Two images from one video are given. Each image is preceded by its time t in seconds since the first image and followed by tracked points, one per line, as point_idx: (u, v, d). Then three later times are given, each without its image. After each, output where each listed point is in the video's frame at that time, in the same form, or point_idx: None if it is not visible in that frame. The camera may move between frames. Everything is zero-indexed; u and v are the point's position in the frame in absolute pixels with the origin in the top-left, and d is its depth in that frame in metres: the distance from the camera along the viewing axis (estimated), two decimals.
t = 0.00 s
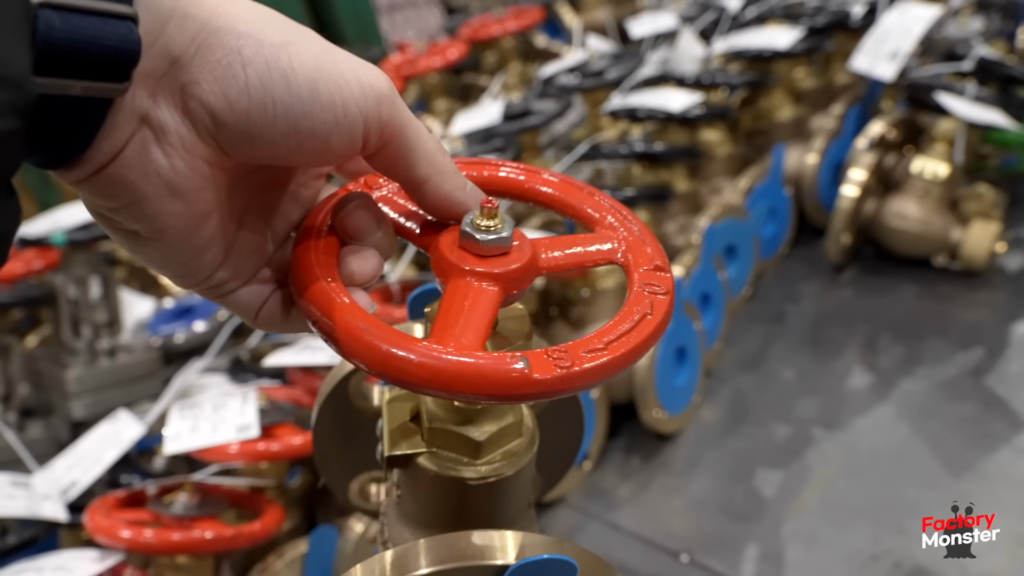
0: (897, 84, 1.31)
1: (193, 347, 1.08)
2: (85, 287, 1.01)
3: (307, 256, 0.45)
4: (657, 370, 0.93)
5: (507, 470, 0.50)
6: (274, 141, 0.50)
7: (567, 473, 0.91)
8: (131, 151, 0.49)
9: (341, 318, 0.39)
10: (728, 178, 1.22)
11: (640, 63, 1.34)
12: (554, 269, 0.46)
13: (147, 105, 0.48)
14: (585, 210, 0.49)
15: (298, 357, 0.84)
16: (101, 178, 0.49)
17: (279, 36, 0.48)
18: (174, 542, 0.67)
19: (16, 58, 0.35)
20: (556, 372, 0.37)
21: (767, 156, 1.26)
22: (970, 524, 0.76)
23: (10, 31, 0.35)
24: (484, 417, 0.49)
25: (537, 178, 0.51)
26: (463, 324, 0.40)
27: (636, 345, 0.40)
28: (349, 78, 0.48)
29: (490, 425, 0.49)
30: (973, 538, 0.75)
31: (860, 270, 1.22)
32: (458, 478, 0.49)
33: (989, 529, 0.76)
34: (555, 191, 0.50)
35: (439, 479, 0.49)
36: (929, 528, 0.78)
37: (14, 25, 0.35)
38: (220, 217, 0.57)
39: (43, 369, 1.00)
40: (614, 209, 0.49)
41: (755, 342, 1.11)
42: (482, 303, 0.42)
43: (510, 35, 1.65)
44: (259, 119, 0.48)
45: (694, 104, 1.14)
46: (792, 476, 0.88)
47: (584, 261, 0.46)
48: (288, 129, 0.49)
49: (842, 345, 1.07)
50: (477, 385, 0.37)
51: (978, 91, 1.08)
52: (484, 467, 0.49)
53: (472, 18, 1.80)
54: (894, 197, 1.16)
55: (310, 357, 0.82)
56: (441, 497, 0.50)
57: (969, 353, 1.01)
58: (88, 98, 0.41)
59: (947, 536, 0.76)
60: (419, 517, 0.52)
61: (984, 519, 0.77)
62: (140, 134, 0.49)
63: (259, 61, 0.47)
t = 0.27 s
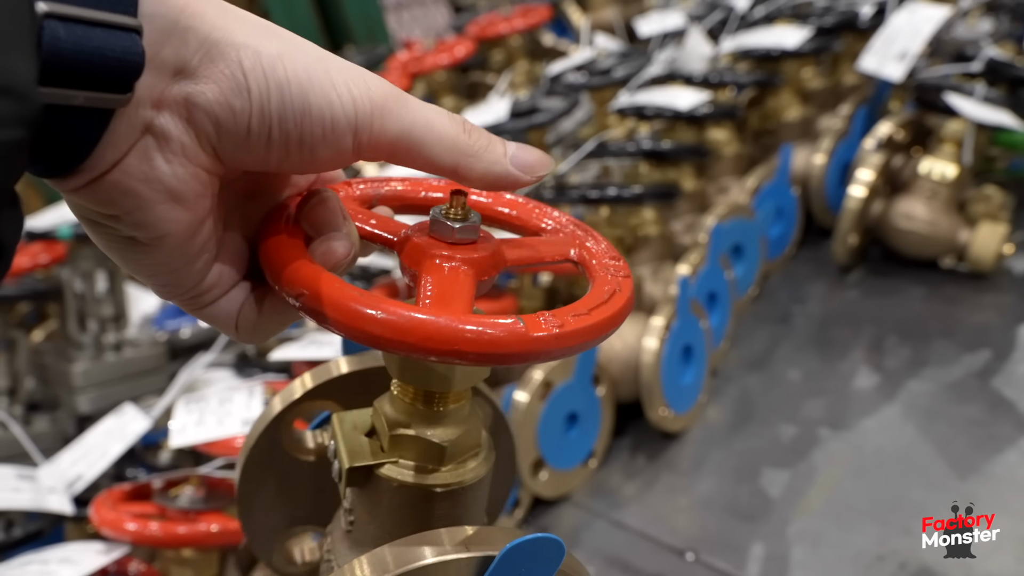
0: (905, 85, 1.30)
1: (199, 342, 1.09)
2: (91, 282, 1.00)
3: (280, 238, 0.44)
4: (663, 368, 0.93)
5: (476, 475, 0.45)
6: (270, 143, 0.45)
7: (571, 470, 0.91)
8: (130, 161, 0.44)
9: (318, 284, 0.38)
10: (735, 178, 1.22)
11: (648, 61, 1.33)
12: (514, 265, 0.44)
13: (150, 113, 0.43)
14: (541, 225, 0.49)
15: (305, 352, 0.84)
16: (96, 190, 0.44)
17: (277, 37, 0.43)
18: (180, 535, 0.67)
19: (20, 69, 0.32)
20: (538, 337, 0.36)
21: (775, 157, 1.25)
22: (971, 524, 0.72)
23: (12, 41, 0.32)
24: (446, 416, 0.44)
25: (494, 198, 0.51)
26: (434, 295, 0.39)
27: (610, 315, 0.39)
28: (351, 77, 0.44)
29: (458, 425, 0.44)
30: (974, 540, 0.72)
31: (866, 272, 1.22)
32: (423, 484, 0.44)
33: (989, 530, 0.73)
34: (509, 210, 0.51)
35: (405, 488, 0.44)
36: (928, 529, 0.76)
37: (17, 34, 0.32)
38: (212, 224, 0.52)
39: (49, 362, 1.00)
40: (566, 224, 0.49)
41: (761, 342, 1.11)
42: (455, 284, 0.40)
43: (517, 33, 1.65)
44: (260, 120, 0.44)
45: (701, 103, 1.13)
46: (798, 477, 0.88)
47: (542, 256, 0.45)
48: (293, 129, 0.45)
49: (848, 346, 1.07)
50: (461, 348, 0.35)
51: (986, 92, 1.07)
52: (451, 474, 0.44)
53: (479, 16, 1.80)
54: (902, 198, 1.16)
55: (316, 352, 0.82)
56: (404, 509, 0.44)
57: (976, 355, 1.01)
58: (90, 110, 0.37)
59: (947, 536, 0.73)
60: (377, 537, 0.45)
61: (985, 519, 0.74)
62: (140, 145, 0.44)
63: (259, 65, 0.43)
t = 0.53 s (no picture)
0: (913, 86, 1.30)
1: (204, 341, 1.09)
2: (97, 280, 1.00)
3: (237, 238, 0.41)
4: (668, 369, 0.92)
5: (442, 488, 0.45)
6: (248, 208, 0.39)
7: (575, 471, 0.91)
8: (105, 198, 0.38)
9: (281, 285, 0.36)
10: (742, 179, 1.22)
11: (654, 61, 1.33)
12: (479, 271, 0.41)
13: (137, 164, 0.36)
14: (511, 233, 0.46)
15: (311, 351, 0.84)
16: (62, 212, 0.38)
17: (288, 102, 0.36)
18: (186, 532, 0.67)
19: (27, 123, 0.29)
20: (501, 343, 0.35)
21: (782, 157, 1.25)
22: (970, 524, 0.77)
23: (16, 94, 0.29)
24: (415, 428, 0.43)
25: (465, 206, 0.47)
26: (402, 303, 0.37)
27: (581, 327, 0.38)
28: (356, 161, 0.37)
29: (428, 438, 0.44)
30: (974, 539, 0.76)
31: (873, 273, 1.22)
32: (388, 495, 0.43)
33: (989, 530, 0.77)
34: (481, 217, 0.47)
35: (369, 496, 0.43)
36: (929, 529, 0.78)
37: (23, 87, 0.29)
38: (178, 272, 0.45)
39: (55, 360, 1.00)
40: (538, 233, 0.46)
41: (766, 344, 1.11)
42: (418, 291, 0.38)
43: (523, 33, 1.64)
44: (244, 191, 0.37)
45: (708, 104, 1.13)
46: (804, 478, 0.88)
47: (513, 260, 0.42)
48: (280, 202, 0.38)
49: (854, 347, 1.07)
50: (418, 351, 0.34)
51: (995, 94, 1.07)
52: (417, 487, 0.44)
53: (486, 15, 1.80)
54: (909, 199, 1.15)
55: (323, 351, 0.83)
56: (366, 519, 0.44)
57: (983, 357, 1.01)
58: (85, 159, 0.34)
59: (947, 536, 0.76)
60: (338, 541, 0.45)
61: (983, 520, 0.77)
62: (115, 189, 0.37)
63: (258, 139, 0.36)
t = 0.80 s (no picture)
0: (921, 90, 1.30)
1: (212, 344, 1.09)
2: (107, 284, 1.01)
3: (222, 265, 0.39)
4: (676, 373, 0.92)
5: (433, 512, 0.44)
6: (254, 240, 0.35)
7: (583, 474, 0.91)
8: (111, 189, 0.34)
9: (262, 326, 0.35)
10: (749, 183, 1.21)
11: (661, 65, 1.33)
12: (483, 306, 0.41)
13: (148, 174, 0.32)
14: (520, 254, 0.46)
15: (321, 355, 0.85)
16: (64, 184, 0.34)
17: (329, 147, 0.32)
18: (196, 536, 0.67)
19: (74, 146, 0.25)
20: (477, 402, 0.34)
21: (790, 162, 1.25)
22: (969, 524, 0.78)
23: (68, 115, 0.25)
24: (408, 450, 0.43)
25: (469, 221, 0.47)
26: (386, 351, 0.36)
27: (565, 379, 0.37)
28: (379, 225, 0.34)
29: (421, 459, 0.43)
30: (973, 539, 0.77)
31: (881, 277, 1.22)
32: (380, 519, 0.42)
33: (988, 529, 0.77)
34: (489, 236, 0.47)
35: (357, 519, 0.43)
36: (928, 528, 0.79)
37: (74, 107, 0.25)
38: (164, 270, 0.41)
39: (64, 363, 1.00)
40: (547, 255, 0.46)
41: (774, 347, 1.11)
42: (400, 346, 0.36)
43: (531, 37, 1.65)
44: (254, 234, 0.33)
45: (716, 108, 1.13)
46: (813, 482, 0.88)
47: (517, 293, 0.42)
48: (292, 255, 0.34)
49: (863, 351, 1.07)
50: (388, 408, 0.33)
51: (1003, 97, 1.06)
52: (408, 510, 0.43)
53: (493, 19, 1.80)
54: (918, 203, 1.15)
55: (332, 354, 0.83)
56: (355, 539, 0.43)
57: (992, 361, 1.00)
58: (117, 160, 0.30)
59: (948, 536, 0.77)
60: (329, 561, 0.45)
61: (983, 520, 0.78)
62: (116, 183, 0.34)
63: (283, 190, 0.31)
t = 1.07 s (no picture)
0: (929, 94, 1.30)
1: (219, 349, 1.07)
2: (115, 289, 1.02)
3: (241, 324, 0.39)
4: (684, 378, 0.92)
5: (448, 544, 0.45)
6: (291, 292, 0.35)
7: (591, 479, 0.90)
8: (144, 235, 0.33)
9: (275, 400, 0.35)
10: (757, 188, 1.21)
11: (668, 70, 1.33)
12: (500, 360, 0.44)
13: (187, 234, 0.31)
14: (554, 296, 0.46)
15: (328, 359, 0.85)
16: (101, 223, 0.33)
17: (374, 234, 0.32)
18: (203, 541, 0.67)
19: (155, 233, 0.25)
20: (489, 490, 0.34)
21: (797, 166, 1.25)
22: (969, 524, 0.78)
23: (154, 202, 0.25)
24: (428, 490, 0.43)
25: (506, 260, 0.46)
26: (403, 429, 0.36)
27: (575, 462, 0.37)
28: (413, 309, 0.34)
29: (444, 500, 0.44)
30: (974, 539, 0.77)
31: (889, 282, 1.21)
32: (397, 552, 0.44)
33: (989, 530, 0.78)
34: (521, 273, 0.46)
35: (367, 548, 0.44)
36: (928, 529, 0.79)
37: (160, 193, 0.25)
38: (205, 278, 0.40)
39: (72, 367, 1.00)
40: (579, 302, 0.45)
41: (782, 352, 1.10)
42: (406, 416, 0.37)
43: (537, 42, 1.65)
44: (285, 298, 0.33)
45: (723, 113, 1.13)
46: (821, 488, 0.87)
47: (533, 352, 0.44)
48: (318, 321, 0.34)
49: (871, 357, 1.06)
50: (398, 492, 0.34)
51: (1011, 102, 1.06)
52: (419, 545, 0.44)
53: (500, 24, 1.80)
54: (926, 208, 1.15)
55: (338, 359, 0.83)
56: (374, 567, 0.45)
57: (1001, 367, 1.00)
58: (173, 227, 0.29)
59: (948, 536, 0.78)
60: None
61: (983, 520, 0.79)
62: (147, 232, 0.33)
63: (322, 273, 0.31)
